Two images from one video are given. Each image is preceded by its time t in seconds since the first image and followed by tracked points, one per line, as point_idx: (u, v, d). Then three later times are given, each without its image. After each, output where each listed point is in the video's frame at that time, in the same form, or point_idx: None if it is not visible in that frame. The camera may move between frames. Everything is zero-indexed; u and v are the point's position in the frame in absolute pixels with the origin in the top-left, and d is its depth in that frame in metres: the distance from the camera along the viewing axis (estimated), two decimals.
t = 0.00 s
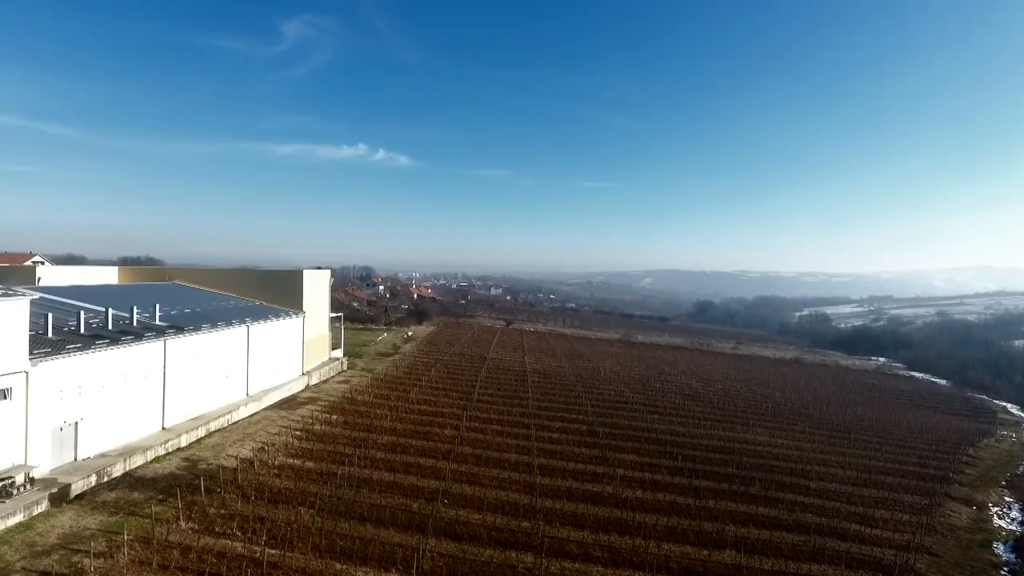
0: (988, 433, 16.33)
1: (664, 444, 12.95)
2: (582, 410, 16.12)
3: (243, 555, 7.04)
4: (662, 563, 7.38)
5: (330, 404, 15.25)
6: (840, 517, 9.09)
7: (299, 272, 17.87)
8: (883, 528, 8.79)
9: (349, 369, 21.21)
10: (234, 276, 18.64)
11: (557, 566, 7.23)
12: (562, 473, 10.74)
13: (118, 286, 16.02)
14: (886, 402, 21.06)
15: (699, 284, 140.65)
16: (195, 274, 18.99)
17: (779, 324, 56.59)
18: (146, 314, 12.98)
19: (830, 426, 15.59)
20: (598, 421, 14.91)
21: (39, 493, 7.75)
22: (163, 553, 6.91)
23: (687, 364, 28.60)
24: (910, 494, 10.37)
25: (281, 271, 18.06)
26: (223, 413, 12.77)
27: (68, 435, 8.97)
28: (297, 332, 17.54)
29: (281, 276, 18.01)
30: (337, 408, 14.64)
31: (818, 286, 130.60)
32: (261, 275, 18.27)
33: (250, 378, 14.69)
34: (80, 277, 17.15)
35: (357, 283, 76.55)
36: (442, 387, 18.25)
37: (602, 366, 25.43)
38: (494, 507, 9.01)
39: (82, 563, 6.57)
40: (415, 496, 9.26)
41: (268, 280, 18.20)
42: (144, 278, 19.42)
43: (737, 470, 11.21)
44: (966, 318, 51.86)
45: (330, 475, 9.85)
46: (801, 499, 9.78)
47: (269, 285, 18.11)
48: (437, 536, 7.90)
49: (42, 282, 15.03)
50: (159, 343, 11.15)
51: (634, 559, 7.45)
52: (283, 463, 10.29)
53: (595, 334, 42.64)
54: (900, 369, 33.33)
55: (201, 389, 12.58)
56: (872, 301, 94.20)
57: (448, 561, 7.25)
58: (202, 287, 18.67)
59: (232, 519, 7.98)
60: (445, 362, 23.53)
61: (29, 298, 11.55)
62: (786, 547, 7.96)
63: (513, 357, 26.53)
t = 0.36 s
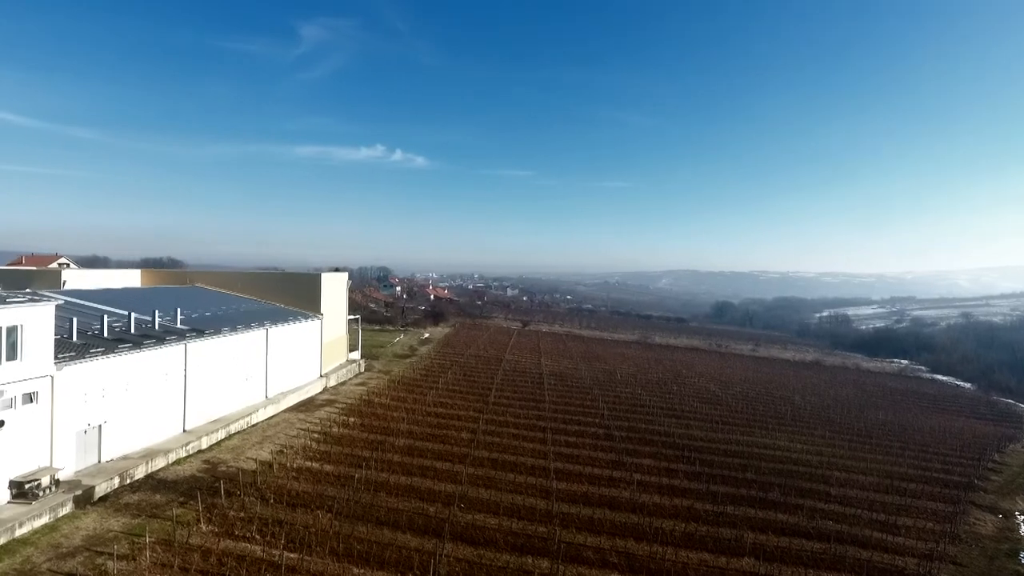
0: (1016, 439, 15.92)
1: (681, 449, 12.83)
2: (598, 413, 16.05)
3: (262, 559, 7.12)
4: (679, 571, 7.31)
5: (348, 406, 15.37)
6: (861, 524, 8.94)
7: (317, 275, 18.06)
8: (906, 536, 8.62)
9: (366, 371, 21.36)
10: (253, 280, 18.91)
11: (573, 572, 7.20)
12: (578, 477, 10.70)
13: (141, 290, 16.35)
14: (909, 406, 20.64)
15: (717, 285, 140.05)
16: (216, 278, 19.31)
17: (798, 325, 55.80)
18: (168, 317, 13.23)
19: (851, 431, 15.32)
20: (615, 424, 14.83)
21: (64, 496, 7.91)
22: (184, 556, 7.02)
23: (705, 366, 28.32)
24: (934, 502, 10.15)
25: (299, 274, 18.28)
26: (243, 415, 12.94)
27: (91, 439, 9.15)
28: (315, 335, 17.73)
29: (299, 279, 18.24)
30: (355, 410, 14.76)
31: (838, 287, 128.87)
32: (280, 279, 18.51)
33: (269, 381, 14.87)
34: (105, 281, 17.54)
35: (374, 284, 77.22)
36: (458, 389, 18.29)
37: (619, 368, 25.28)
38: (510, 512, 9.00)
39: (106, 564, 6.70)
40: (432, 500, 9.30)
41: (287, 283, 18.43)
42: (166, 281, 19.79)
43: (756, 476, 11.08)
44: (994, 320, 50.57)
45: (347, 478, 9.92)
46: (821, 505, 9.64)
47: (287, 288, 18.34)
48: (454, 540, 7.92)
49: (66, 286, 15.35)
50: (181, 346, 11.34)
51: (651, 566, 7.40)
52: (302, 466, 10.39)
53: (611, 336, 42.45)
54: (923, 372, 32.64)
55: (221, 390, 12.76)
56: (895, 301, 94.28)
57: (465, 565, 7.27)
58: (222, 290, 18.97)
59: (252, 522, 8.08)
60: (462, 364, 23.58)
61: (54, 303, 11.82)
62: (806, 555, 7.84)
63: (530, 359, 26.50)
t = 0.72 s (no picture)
0: None
1: (699, 453, 12.72)
2: (615, 416, 15.97)
3: (281, 562, 7.20)
4: None
5: (366, 409, 15.47)
6: (883, 532, 8.78)
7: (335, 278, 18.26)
8: (929, 545, 8.45)
9: (384, 373, 21.49)
10: (272, 283, 19.14)
11: None
12: (595, 481, 10.65)
13: (163, 293, 16.66)
14: (934, 410, 20.20)
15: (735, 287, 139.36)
16: (235, 281, 19.58)
17: (819, 326, 54.96)
18: (189, 321, 13.45)
19: (873, 436, 15.05)
20: (632, 428, 14.73)
21: (88, 498, 8.08)
22: (204, 558, 7.12)
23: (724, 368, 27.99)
24: (959, 509, 9.93)
25: (317, 277, 18.48)
26: (263, 417, 13.09)
27: (115, 441, 9.34)
28: (332, 338, 17.88)
29: (318, 282, 18.44)
30: (372, 413, 14.85)
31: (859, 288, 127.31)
32: (299, 282, 18.72)
33: (288, 383, 15.03)
34: (128, 284, 17.89)
35: (391, 285, 78.49)
36: (475, 391, 18.30)
37: (636, 371, 25.10)
38: (527, 516, 9.00)
39: (129, 566, 6.82)
40: (449, 504, 9.33)
41: (305, 286, 18.63)
42: (187, 284, 20.12)
43: (776, 482, 10.93)
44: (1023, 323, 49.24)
45: (365, 481, 9.99)
46: (843, 512, 9.49)
47: (306, 291, 18.56)
48: (471, 545, 7.93)
49: (91, 289, 15.67)
50: (202, 349, 11.53)
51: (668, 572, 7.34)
52: (320, 469, 10.48)
53: (628, 337, 42.20)
54: (949, 375, 31.91)
55: (241, 393, 12.93)
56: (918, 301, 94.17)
57: (481, 570, 7.28)
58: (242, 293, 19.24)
59: (271, 525, 8.18)
60: (479, 366, 23.61)
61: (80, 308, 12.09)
62: (826, 563, 7.73)
63: (546, 361, 26.44)
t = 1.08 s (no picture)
0: None
1: (716, 458, 12.59)
2: (632, 419, 15.89)
3: (299, 566, 7.26)
4: None
5: (383, 411, 15.57)
6: (906, 540, 8.62)
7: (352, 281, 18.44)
8: (954, 554, 8.28)
9: (401, 375, 21.60)
10: (290, 285, 19.36)
11: None
12: (611, 486, 10.60)
13: (184, 296, 16.94)
14: (959, 415, 19.77)
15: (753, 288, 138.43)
16: (254, 283, 19.84)
17: (839, 327, 54.15)
18: (210, 324, 13.67)
19: (896, 441, 14.77)
20: (648, 432, 14.64)
21: (111, 500, 8.24)
22: (224, 561, 7.21)
23: (742, 371, 27.69)
24: (985, 517, 9.72)
25: (334, 280, 18.68)
26: (281, 420, 13.23)
27: (137, 443, 9.50)
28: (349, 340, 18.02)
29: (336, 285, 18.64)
30: (389, 415, 14.94)
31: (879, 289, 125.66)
32: (317, 284, 18.94)
33: (306, 386, 15.18)
34: (150, 287, 18.23)
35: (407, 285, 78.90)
36: (491, 394, 18.32)
37: (652, 373, 24.93)
38: (543, 521, 8.98)
39: (150, 569, 6.93)
40: (465, 508, 9.35)
41: (323, 289, 18.83)
42: (207, 287, 20.43)
43: (795, 487, 10.79)
44: None
45: (382, 484, 10.04)
46: (864, 520, 9.34)
47: (325, 293, 18.77)
48: (487, 550, 7.94)
49: (114, 292, 15.95)
50: (222, 352, 11.71)
51: None
52: (338, 471, 10.57)
53: (645, 339, 41.94)
54: (975, 378, 31.22)
55: (260, 395, 13.10)
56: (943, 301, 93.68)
57: None
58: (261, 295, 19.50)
59: (289, 528, 8.26)
60: (495, 368, 23.63)
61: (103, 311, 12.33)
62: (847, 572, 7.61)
63: (563, 363, 26.38)
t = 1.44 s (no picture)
0: None
1: (735, 463, 12.46)
2: (649, 423, 15.79)
3: (317, 570, 7.32)
4: None
5: (399, 414, 15.64)
6: (929, 549, 8.45)
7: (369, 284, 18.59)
8: (978, 563, 8.10)
9: (417, 377, 21.69)
10: (308, 288, 19.57)
11: None
12: (628, 491, 10.54)
13: (205, 299, 17.21)
14: (985, 420, 19.32)
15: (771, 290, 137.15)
16: (273, 286, 20.08)
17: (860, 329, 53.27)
18: (229, 327, 13.87)
19: (919, 446, 14.48)
20: (666, 436, 14.53)
21: (133, 502, 8.39)
22: (243, 564, 7.30)
23: (760, 374, 27.36)
24: (1012, 526, 9.48)
25: (352, 283, 18.85)
26: (299, 422, 13.36)
27: (158, 446, 9.67)
28: (366, 343, 18.14)
29: (353, 288, 18.80)
30: (406, 418, 15.00)
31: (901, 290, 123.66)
32: (335, 288, 19.12)
33: (323, 389, 15.32)
34: (172, 290, 18.54)
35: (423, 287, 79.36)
36: (507, 397, 18.32)
37: (669, 376, 24.76)
38: (560, 526, 8.96)
39: (171, 571, 7.04)
40: (482, 512, 9.36)
41: (341, 292, 19.01)
42: (227, 289, 20.72)
43: (815, 493, 10.64)
44: None
45: (398, 488, 10.09)
46: (885, 527, 9.18)
47: (342, 296, 18.95)
48: (503, 556, 7.94)
49: (136, 295, 16.25)
50: (241, 355, 11.87)
51: None
52: (355, 475, 10.64)
53: (661, 340, 41.66)
54: (1001, 382, 30.48)
55: (279, 398, 13.25)
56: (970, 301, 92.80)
57: None
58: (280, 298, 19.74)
59: (307, 531, 8.34)
60: (511, 370, 23.63)
61: (126, 315, 12.59)
62: None
63: (579, 365, 26.29)
